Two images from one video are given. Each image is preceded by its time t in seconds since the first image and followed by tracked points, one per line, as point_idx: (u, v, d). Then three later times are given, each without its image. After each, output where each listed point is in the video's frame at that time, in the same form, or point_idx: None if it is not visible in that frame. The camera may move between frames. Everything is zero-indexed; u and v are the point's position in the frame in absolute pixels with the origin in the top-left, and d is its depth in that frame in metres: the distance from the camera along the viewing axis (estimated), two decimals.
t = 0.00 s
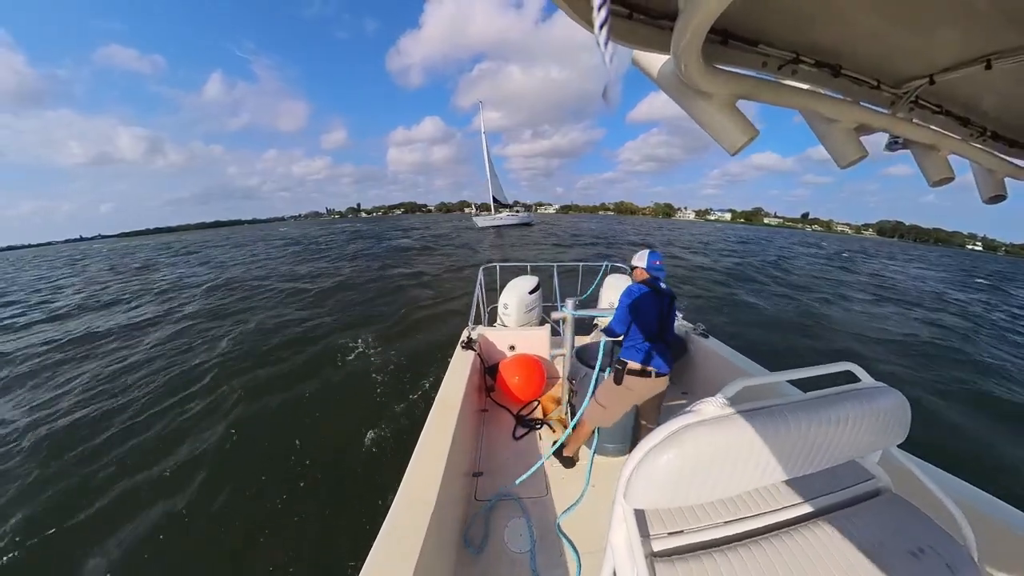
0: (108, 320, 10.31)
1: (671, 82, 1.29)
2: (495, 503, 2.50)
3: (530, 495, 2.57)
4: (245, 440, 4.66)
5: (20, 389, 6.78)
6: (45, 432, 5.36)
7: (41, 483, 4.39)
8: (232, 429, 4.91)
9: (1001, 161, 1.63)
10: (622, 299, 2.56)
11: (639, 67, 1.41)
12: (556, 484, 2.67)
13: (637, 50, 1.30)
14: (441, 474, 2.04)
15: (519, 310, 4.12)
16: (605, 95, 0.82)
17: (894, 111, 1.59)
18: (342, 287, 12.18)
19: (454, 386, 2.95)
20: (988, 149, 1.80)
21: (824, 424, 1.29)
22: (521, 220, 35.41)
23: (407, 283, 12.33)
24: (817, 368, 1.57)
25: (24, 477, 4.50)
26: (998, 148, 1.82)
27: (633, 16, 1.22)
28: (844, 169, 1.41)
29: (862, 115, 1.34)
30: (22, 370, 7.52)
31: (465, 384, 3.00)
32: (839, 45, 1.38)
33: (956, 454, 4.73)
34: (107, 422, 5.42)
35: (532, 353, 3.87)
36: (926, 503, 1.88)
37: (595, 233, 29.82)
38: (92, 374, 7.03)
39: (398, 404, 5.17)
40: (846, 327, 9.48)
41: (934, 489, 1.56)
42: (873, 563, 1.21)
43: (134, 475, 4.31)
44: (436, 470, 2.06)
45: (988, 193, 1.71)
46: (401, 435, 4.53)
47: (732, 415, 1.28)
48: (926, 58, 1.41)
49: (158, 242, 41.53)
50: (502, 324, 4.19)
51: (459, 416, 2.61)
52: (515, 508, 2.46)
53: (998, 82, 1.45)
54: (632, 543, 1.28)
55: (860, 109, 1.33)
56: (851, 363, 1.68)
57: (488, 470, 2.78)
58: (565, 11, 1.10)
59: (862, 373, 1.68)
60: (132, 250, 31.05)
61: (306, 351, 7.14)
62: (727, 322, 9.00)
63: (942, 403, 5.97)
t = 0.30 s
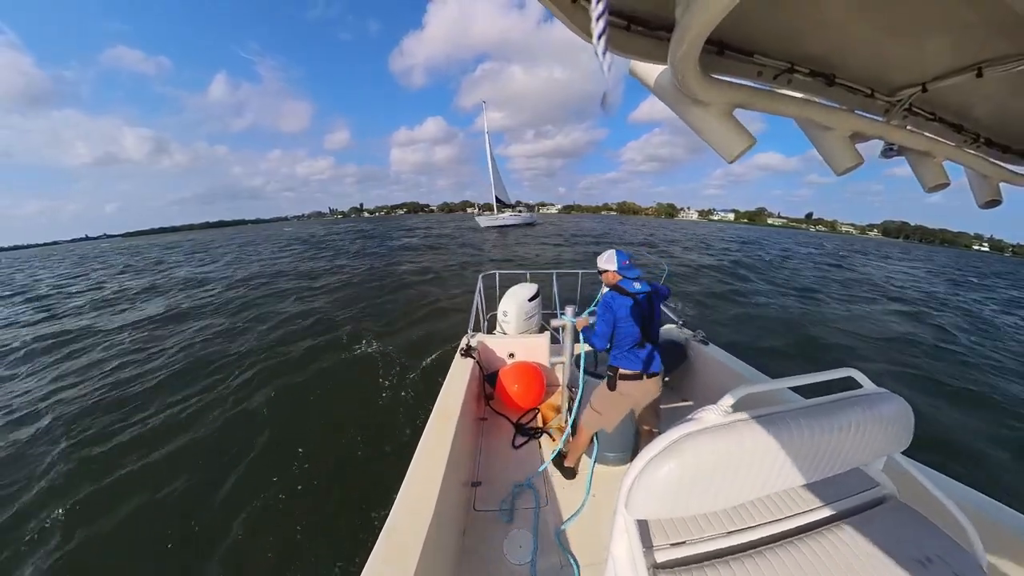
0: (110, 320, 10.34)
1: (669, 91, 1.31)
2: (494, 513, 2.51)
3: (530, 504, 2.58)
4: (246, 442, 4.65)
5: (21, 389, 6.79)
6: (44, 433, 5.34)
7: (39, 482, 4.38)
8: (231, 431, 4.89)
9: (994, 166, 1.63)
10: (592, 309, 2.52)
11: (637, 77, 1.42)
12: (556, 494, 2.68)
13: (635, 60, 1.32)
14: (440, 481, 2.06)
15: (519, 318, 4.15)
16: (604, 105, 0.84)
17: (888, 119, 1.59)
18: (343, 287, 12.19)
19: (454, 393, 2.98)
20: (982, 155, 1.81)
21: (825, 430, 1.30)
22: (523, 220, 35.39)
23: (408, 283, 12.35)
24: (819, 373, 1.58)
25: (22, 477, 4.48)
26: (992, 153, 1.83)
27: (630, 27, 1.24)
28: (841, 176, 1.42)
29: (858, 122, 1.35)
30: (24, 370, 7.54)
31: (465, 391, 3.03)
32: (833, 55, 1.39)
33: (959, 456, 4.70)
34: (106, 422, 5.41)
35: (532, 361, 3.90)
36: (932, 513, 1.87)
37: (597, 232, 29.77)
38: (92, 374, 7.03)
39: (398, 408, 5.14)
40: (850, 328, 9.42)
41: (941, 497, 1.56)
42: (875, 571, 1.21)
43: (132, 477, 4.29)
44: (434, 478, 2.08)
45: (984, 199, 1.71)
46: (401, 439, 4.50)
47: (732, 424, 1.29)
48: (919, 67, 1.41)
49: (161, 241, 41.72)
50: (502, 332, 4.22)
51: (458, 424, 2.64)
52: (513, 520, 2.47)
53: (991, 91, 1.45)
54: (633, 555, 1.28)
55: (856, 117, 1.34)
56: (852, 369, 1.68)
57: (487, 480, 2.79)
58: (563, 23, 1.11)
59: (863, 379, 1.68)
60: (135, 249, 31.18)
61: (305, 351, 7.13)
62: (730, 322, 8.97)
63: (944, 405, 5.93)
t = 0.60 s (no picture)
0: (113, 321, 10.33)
1: (664, 96, 1.32)
2: (495, 519, 2.52)
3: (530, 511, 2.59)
4: (246, 445, 4.61)
5: (23, 390, 6.77)
6: (46, 434, 5.32)
7: (41, 485, 4.35)
8: (232, 433, 4.85)
9: (989, 165, 1.63)
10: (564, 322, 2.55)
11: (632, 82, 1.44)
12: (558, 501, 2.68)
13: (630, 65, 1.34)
14: (440, 488, 2.08)
15: (518, 322, 4.17)
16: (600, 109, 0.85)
17: (882, 119, 1.60)
18: (346, 288, 12.20)
19: (454, 399, 2.99)
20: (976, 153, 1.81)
21: (827, 430, 1.30)
22: (526, 220, 35.37)
23: (410, 283, 12.36)
24: (820, 374, 1.58)
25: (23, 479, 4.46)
26: (985, 152, 1.84)
27: (625, 32, 1.27)
28: (836, 177, 1.43)
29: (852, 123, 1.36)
30: (28, 370, 7.57)
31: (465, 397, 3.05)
32: (825, 58, 1.41)
33: (963, 456, 4.67)
34: (107, 424, 5.38)
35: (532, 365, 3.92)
36: (939, 513, 1.84)
37: (600, 233, 29.69)
38: (94, 374, 7.01)
39: (400, 410, 5.09)
40: (853, 328, 9.37)
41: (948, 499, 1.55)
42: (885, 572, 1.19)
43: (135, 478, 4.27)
44: (435, 485, 2.09)
45: (980, 197, 1.71)
46: (403, 440, 4.47)
47: (734, 426, 1.27)
48: (911, 68, 1.43)
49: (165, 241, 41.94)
50: (502, 336, 4.24)
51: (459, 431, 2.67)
52: (514, 527, 2.47)
53: (982, 90, 1.46)
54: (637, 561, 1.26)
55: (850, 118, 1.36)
56: (853, 369, 1.68)
57: (488, 486, 2.80)
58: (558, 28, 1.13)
59: (864, 379, 1.68)
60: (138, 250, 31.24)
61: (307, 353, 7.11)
62: (733, 322, 8.93)
63: (949, 403, 5.89)
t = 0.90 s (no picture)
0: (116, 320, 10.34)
1: (660, 93, 1.33)
2: (497, 519, 2.52)
3: (532, 509, 2.59)
4: (247, 445, 4.56)
5: (27, 391, 6.77)
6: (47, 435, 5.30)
7: (41, 487, 4.33)
8: (233, 433, 4.81)
9: (985, 158, 1.63)
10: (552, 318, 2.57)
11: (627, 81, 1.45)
12: (560, 499, 2.68)
13: (625, 63, 1.35)
14: (442, 489, 2.09)
15: (518, 321, 4.15)
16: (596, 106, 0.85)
17: (877, 113, 1.61)
18: (348, 287, 12.21)
19: (454, 400, 2.99)
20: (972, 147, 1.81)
21: (828, 426, 1.30)
22: (528, 220, 35.35)
23: (412, 282, 12.38)
24: (819, 368, 1.58)
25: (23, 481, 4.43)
26: (980, 144, 1.84)
27: (620, 30, 1.28)
28: (833, 172, 1.43)
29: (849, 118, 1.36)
30: (32, 369, 7.62)
31: (465, 398, 3.05)
32: (820, 53, 1.41)
33: (964, 453, 4.65)
34: (108, 424, 5.35)
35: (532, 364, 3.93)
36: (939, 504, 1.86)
37: (602, 233, 29.63)
38: (97, 375, 7.00)
39: (403, 409, 5.08)
40: (856, 328, 9.34)
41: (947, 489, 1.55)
42: (886, 566, 1.20)
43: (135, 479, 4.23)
44: (436, 486, 2.09)
45: (977, 190, 1.71)
46: (404, 441, 4.44)
47: (735, 421, 1.27)
48: (907, 62, 1.43)
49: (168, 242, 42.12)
50: (502, 335, 4.22)
51: (459, 431, 2.67)
52: (517, 526, 2.47)
53: (977, 84, 1.47)
54: (640, 560, 1.25)
55: (846, 113, 1.36)
56: (853, 363, 1.68)
57: (490, 486, 2.80)
58: (552, 26, 1.15)
59: (863, 372, 1.67)
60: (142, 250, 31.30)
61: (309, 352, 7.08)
62: (734, 322, 8.90)
63: (951, 401, 5.87)
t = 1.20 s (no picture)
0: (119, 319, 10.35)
1: (659, 87, 1.35)
2: (498, 515, 2.54)
3: (533, 505, 2.61)
4: (252, 444, 4.55)
5: (30, 389, 6.82)
6: (51, 435, 5.30)
7: (45, 486, 4.33)
8: (236, 432, 4.81)
9: (984, 152, 1.64)
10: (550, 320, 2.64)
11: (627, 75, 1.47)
12: (561, 495, 2.70)
13: (624, 57, 1.37)
14: (443, 486, 2.10)
15: (518, 318, 4.23)
16: (596, 101, 0.87)
17: (877, 108, 1.62)
18: (350, 286, 12.23)
19: (455, 397, 3.00)
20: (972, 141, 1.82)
21: (826, 420, 1.31)
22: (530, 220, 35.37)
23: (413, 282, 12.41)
24: (819, 363, 1.59)
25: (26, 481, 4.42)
26: (980, 139, 1.84)
27: (619, 25, 1.30)
28: (832, 167, 1.45)
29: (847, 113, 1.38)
30: (35, 368, 7.67)
31: (466, 395, 3.07)
32: (820, 48, 1.43)
33: (965, 453, 4.65)
34: (112, 423, 5.34)
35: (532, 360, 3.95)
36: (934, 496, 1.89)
37: (604, 233, 29.64)
38: (100, 375, 7.00)
39: (403, 407, 5.08)
40: (857, 328, 9.31)
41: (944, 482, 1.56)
42: (884, 560, 1.20)
43: (139, 479, 4.22)
44: (438, 483, 2.11)
45: (977, 184, 1.72)
46: (407, 439, 4.43)
47: (734, 416, 1.29)
48: (906, 57, 1.44)
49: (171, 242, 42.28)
50: (502, 332, 4.29)
51: (460, 428, 2.69)
52: (518, 522, 2.49)
53: (976, 78, 1.48)
54: (640, 552, 1.26)
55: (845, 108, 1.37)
56: (852, 359, 1.69)
57: (491, 482, 2.81)
58: (552, 21, 1.16)
59: (862, 367, 1.69)
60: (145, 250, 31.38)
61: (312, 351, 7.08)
62: (735, 321, 8.90)
63: (955, 401, 5.84)
